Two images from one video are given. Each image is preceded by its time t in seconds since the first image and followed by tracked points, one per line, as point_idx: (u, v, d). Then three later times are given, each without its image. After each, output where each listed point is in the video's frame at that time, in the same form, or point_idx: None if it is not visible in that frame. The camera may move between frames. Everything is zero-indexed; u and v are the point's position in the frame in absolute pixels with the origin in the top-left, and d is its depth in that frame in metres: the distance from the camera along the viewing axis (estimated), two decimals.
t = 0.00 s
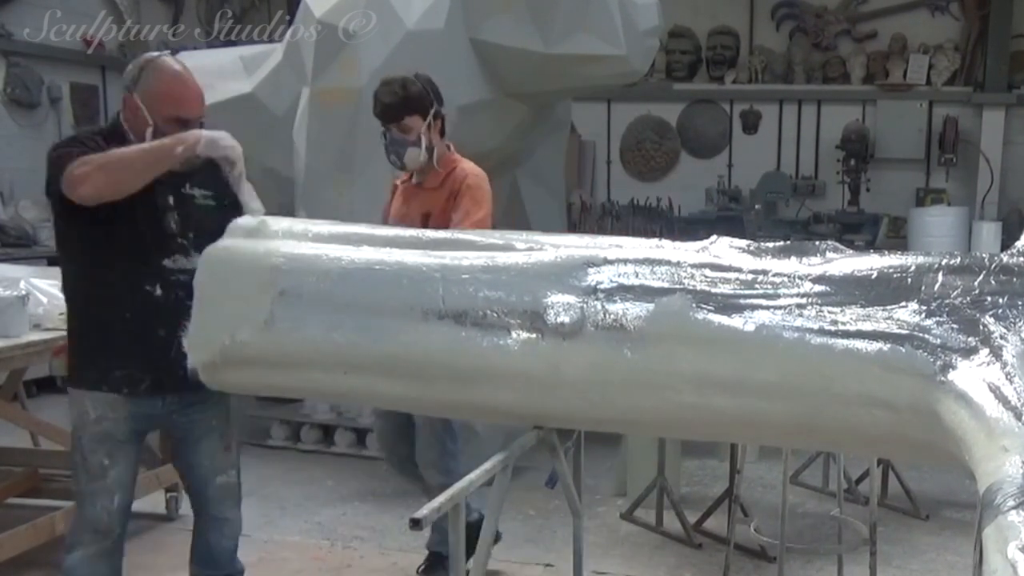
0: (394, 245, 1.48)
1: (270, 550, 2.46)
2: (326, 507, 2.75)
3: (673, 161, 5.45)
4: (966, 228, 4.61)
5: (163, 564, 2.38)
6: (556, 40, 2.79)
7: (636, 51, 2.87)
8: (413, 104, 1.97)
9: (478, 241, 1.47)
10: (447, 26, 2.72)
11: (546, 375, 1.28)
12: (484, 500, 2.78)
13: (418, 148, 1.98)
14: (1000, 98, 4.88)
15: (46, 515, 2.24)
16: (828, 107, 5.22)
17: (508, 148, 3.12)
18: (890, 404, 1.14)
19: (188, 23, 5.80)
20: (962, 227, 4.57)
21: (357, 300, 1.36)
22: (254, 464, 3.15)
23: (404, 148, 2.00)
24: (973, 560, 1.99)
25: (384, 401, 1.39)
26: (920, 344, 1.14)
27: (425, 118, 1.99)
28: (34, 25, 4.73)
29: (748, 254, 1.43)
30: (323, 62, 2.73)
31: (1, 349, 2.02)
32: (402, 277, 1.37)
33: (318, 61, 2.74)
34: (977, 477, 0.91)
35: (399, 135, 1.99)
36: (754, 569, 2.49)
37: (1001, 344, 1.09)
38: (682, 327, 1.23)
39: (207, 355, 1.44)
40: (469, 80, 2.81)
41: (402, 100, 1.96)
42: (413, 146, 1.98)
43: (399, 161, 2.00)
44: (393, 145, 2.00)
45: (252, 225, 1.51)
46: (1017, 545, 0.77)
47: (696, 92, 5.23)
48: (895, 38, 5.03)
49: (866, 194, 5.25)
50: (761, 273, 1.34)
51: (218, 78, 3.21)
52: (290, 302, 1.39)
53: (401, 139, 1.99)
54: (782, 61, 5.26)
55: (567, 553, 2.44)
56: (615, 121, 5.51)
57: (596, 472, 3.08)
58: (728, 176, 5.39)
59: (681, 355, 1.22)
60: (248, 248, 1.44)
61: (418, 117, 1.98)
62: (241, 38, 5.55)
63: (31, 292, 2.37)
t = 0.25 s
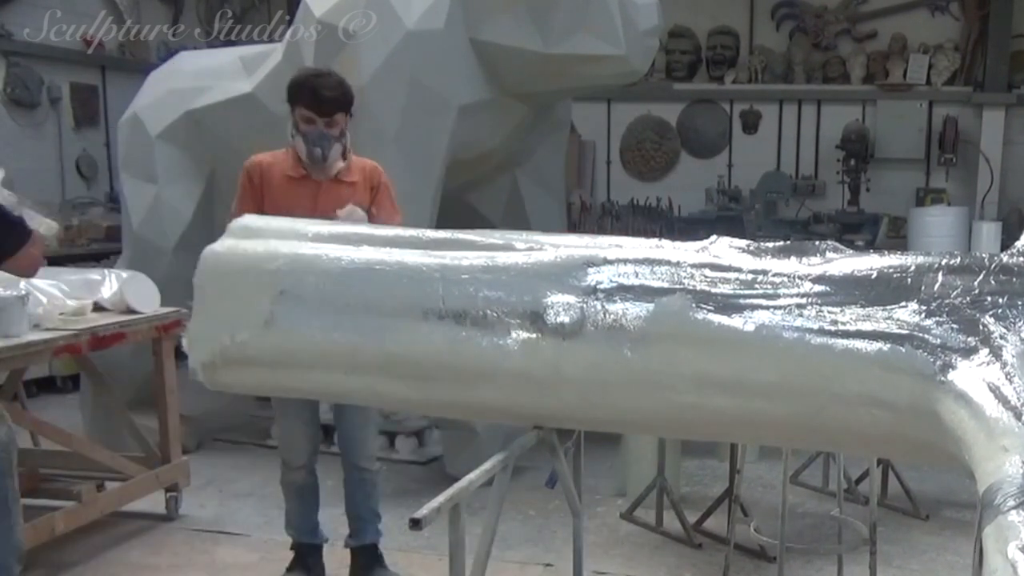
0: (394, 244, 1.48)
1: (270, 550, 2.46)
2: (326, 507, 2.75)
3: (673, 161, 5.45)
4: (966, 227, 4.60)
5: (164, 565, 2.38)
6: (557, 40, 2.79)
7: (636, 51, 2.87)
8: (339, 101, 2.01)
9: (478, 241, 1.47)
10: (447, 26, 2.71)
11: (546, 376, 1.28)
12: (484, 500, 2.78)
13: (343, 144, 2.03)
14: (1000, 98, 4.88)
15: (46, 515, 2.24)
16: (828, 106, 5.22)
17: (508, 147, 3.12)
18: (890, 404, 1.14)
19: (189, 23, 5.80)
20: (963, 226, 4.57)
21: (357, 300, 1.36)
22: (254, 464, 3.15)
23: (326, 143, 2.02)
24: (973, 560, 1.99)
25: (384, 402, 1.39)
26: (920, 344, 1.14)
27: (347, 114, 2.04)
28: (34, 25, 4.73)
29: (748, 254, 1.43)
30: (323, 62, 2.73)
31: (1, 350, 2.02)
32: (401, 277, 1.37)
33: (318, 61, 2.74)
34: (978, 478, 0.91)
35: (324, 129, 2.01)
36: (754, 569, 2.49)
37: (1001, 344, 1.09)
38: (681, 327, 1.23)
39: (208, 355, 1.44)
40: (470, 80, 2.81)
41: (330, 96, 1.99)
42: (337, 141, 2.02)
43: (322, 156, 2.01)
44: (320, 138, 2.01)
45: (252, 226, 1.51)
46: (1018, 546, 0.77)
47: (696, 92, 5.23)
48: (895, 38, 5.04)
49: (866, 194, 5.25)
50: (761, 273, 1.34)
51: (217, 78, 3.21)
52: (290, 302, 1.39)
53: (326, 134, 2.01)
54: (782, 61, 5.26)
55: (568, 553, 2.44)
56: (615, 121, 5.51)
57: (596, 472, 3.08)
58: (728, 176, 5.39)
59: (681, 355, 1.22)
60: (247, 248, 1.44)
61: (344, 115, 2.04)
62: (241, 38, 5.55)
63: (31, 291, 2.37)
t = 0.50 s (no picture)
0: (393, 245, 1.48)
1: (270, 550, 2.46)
2: (326, 507, 2.75)
3: (673, 161, 5.45)
4: (966, 227, 4.60)
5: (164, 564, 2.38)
6: (556, 39, 2.79)
7: (636, 51, 2.87)
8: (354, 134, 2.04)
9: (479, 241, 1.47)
10: (446, 26, 2.71)
11: (546, 375, 1.28)
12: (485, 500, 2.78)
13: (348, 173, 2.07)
14: (999, 98, 4.88)
15: (46, 515, 2.25)
16: (827, 106, 5.22)
17: (508, 147, 3.12)
18: (889, 404, 1.14)
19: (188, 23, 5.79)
20: (962, 226, 4.57)
21: (357, 299, 1.36)
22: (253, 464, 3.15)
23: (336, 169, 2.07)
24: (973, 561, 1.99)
25: (385, 402, 1.39)
26: (919, 344, 1.14)
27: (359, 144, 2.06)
28: (34, 25, 4.72)
29: (748, 254, 1.44)
30: (322, 62, 2.73)
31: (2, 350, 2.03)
32: (402, 277, 1.37)
33: (318, 61, 2.74)
34: (978, 478, 0.91)
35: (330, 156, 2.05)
36: (754, 569, 2.49)
37: (1000, 343, 1.09)
38: (681, 327, 1.23)
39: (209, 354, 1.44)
40: (469, 80, 2.81)
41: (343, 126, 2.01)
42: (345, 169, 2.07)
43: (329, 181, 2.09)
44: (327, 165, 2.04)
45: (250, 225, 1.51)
46: (1017, 545, 0.77)
47: (696, 92, 5.23)
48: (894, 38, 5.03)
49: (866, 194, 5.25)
50: (761, 272, 1.35)
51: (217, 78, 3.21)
52: (292, 302, 1.39)
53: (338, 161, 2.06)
54: (782, 61, 5.26)
55: (568, 553, 2.44)
56: (615, 120, 5.51)
57: (596, 472, 3.08)
58: (727, 176, 5.39)
59: (682, 355, 1.22)
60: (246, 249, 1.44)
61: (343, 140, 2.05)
62: (240, 37, 5.54)
63: (31, 291, 2.37)
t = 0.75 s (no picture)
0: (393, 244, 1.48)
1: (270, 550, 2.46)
2: (326, 507, 2.75)
3: (672, 161, 5.45)
4: (966, 227, 4.60)
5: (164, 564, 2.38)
6: (556, 40, 2.80)
7: (635, 51, 2.87)
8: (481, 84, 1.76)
9: (479, 241, 1.47)
10: (446, 26, 2.71)
11: (546, 375, 1.28)
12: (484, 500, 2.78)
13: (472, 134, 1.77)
14: (999, 98, 4.89)
15: (47, 515, 2.25)
16: (827, 106, 5.22)
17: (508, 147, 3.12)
18: (888, 404, 1.14)
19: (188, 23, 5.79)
20: (962, 226, 4.57)
21: (357, 299, 1.36)
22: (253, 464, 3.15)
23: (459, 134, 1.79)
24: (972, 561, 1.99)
25: (385, 402, 1.39)
26: (919, 344, 1.14)
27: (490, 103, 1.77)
28: (33, 25, 4.72)
29: (748, 253, 1.44)
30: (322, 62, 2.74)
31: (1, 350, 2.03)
32: (402, 277, 1.37)
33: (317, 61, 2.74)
34: (977, 477, 0.91)
35: (455, 118, 1.79)
36: (754, 569, 2.49)
37: (1000, 343, 1.09)
38: (681, 327, 1.24)
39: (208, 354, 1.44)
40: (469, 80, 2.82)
41: (464, 81, 1.75)
42: (468, 131, 1.77)
43: (450, 145, 1.80)
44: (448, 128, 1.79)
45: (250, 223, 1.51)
46: (1017, 545, 0.77)
47: (696, 92, 5.23)
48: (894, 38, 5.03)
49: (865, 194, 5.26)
50: (760, 272, 1.34)
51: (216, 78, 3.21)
52: (291, 301, 1.39)
53: (458, 121, 1.78)
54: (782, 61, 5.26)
55: (568, 553, 2.44)
56: (615, 121, 5.51)
57: (596, 472, 3.08)
58: (727, 175, 5.39)
59: (681, 355, 1.22)
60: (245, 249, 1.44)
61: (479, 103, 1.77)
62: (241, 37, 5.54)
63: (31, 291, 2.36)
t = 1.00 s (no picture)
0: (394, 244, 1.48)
1: (270, 549, 2.46)
2: (325, 506, 2.75)
3: (672, 160, 5.46)
4: (965, 227, 4.60)
5: (164, 564, 2.38)
6: (556, 39, 2.80)
7: (635, 51, 2.87)
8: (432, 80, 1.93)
9: (479, 240, 1.47)
10: (446, 26, 2.71)
11: (546, 375, 1.29)
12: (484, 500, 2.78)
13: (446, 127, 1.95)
14: (998, 98, 4.89)
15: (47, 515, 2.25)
16: (827, 106, 5.22)
17: (507, 147, 3.13)
18: (888, 403, 1.14)
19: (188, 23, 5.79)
20: (961, 226, 4.57)
21: (357, 299, 1.36)
22: (253, 463, 3.15)
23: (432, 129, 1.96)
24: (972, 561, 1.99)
25: (385, 402, 1.39)
26: (918, 343, 1.14)
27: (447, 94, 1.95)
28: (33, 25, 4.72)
29: (747, 253, 1.44)
30: (323, 61, 2.73)
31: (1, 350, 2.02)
32: (402, 277, 1.37)
33: (317, 61, 2.75)
34: (976, 477, 0.91)
35: (426, 113, 1.94)
36: (754, 568, 2.49)
37: (999, 343, 1.09)
38: (681, 327, 1.24)
39: (206, 355, 1.44)
40: (469, 81, 2.82)
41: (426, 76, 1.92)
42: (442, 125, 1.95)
43: (429, 143, 1.96)
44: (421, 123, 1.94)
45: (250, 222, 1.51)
46: (1016, 544, 0.77)
47: (696, 92, 5.23)
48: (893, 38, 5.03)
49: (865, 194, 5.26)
50: (760, 272, 1.34)
51: (216, 78, 3.21)
52: (293, 301, 1.39)
53: (430, 117, 1.94)
54: (781, 61, 5.26)
55: (567, 553, 2.45)
56: (615, 120, 5.51)
57: (595, 471, 3.08)
58: (727, 175, 5.40)
59: (681, 354, 1.23)
60: (244, 249, 1.44)
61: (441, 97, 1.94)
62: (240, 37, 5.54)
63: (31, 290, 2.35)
